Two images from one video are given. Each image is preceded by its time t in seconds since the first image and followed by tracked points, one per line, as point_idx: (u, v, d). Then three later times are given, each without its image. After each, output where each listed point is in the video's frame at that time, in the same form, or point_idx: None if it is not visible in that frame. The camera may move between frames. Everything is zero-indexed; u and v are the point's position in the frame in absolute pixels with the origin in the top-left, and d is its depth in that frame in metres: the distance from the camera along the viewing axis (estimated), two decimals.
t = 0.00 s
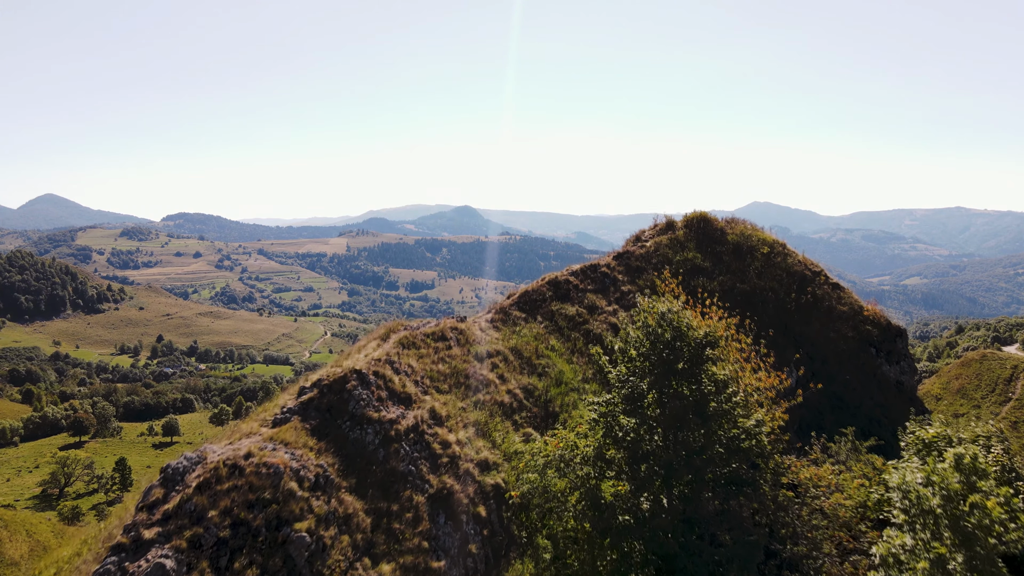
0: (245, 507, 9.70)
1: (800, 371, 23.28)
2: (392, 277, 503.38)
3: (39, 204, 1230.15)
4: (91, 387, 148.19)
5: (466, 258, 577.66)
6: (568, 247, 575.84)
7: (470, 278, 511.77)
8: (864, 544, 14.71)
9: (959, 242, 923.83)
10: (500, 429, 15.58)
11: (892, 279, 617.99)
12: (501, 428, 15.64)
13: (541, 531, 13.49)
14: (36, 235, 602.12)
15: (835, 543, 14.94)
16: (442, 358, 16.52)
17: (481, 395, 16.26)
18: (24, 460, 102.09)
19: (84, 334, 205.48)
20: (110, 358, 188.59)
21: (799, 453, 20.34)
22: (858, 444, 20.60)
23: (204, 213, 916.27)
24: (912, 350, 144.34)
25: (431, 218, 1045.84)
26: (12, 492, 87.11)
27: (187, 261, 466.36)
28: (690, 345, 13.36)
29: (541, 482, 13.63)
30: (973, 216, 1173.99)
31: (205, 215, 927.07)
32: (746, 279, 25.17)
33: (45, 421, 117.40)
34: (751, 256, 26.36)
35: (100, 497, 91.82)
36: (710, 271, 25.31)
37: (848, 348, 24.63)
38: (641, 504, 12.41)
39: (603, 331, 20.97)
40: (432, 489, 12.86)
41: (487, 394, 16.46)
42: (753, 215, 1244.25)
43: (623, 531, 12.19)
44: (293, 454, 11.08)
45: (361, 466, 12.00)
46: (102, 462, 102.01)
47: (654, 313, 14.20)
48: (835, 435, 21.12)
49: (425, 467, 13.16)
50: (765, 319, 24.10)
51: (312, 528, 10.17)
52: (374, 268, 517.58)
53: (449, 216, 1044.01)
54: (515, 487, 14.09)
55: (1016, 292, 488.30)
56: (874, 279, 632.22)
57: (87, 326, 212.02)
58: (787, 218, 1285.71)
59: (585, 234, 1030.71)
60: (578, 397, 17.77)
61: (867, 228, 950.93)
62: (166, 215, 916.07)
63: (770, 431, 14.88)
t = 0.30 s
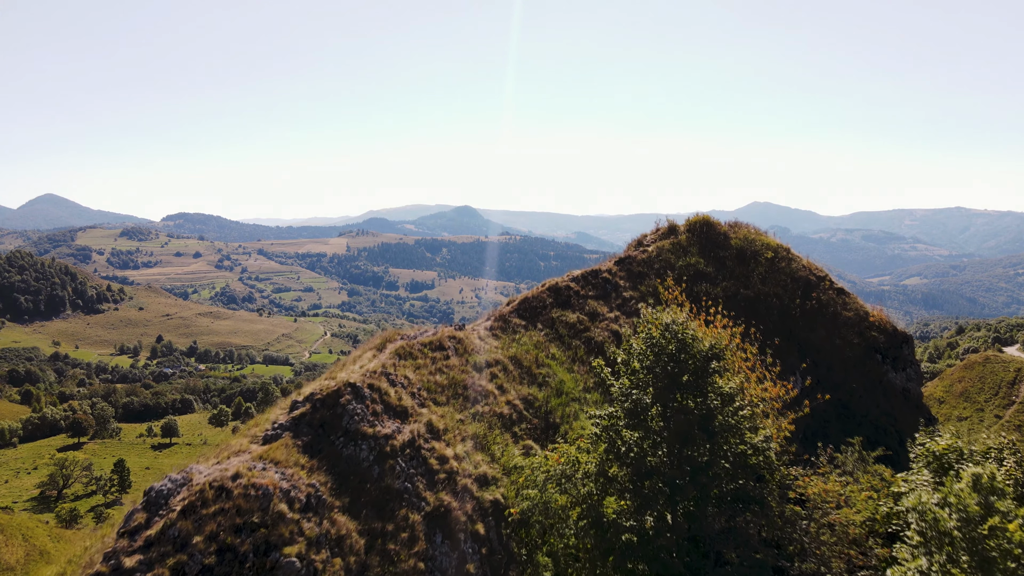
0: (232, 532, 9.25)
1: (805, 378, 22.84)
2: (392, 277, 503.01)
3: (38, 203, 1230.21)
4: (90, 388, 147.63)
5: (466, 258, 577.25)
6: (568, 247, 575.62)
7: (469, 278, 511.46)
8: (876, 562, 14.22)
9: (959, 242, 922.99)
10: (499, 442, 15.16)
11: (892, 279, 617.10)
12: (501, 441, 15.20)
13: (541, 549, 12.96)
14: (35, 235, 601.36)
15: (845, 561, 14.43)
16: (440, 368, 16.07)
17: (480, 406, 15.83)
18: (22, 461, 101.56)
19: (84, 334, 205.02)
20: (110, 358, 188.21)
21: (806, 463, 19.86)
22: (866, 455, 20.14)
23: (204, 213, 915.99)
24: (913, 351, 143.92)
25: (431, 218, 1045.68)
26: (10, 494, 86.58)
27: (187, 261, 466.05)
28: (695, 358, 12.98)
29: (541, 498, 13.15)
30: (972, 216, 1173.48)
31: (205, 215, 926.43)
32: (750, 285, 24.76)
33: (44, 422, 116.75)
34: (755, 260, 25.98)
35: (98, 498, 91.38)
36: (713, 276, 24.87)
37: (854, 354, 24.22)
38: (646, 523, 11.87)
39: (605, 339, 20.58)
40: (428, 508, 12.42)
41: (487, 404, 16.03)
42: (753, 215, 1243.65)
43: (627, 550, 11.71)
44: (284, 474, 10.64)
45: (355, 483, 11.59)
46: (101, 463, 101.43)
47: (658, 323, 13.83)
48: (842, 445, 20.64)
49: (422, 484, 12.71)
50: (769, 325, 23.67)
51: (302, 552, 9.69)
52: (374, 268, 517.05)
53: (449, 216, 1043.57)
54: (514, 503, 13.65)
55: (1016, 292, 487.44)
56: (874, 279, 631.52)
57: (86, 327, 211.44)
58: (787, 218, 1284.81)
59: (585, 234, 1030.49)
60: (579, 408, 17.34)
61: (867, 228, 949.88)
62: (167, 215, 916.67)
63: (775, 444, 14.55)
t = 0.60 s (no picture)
0: (218, 559, 8.82)
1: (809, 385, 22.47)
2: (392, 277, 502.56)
3: (38, 203, 1230.35)
4: (89, 388, 147.01)
5: (466, 258, 576.66)
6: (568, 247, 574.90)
7: (469, 279, 511.05)
8: None
9: (959, 242, 922.82)
10: (498, 454, 14.73)
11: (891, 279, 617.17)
12: (499, 455, 14.77)
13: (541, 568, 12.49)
14: (36, 235, 601.31)
15: None
16: (437, 379, 15.60)
17: (480, 418, 15.43)
18: (21, 462, 101.10)
19: (83, 334, 204.50)
20: (109, 359, 187.69)
21: (813, 474, 19.37)
22: (874, 465, 19.65)
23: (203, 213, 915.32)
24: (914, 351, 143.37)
25: (431, 219, 1045.38)
26: (8, 496, 86.11)
27: (187, 261, 465.50)
28: (700, 372, 12.53)
29: (541, 514, 12.65)
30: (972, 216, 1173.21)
31: (205, 215, 925.48)
32: (755, 291, 24.29)
33: (43, 423, 116.39)
34: (759, 265, 25.53)
35: (97, 500, 90.13)
36: (716, 282, 24.44)
37: (860, 361, 23.76)
38: (650, 543, 11.36)
39: (606, 347, 20.17)
40: (424, 527, 11.87)
41: (486, 417, 15.59)
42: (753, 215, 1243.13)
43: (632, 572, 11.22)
44: (273, 495, 10.18)
45: (348, 502, 11.09)
46: (100, 465, 100.96)
47: (664, 336, 13.43)
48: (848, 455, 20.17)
49: (418, 502, 12.18)
50: (773, 331, 23.22)
51: None
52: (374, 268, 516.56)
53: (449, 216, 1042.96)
54: (513, 520, 13.11)
55: (1016, 292, 487.38)
56: (874, 279, 631.37)
57: (86, 327, 211.04)
58: (787, 217, 1284.51)
59: (585, 234, 1030.52)
60: (582, 419, 16.91)
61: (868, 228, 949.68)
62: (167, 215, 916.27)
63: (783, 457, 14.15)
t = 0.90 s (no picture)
0: None
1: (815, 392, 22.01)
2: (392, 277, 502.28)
3: (38, 203, 1231.16)
4: (88, 389, 146.62)
5: (466, 258, 576.14)
6: (567, 247, 574.52)
7: (469, 279, 510.52)
8: None
9: (959, 242, 922.12)
10: (497, 469, 14.30)
11: (892, 279, 616.69)
12: (499, 468, 14.34)
13: None
14: (36, 235, 601.01)
15: None
16: (435, 391, 15.14)
17: (478, 430, 14.98)
18: (19, 464, 100.69)
19: (83, 335, 204.18)
20: (109, 359, 187.40)
21: (819, 485, 18.88)
22: (882, 476, 19.13)
23: (203, 213, 915.27)
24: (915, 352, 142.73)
25: (431, 219, 1045.41)
26: (6, 498, 85.75)
27: (187, 261, 465.24)
28: (706, 385, 12.12)
29: (542, 533, 12.15)
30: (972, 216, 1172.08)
31: (205, 215, 925.08)
32: (758, 296, 23.91)
33: (43, 424, 116.04)
34: (762, 270, 25.11)
35: (95, 502, 89.25)
36: (720, 287, 24.02)
37: (866, 366, 23.33)
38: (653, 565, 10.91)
39: (608, 354, 19.76)
40: (420, 547, 11.37)
41: (484, 428, 15.16)
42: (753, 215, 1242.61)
43: None
44: (262, 517, 9.73)
45: (338, 522, 10.63)
46: (98, 467, 100.46)
47: (668, 347, 12.98)
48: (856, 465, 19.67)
49: (414, 520, 11.73)
50: (777, 338, 22.84)
51: None
52: (374, 268, 516.13)
53: (449, 216, 1042.96)
54: (513, 537, 12.59)
55: (1016, 292, 486.75)
56: (874, 279, 630.36)
57: (86, 327, 210.72)
58: (787, 217, 1284.72)
59: (585, 234, 1030.47)
60: (583, 429, 16.48)
61: (868, 228, 948.76)
62: (166, 215, 916.30)
63: (790, 471, 13.76)
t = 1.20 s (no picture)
0: None
1: (819, 399, 21.57)
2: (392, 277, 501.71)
3: (38, 204, 1231.41)
4: (87, 389, 145.89)
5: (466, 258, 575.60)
6: (568, 247, 574.47)
7: (469, 279, 509.92)
8: None
9: (959, 242, 921.55)
10: (495, 483, 13.85)
11: (891, 279, 616.28)
12: (497, 482, 13.88)
13: None
14: (36, 235, 600.37)
15: None
16: (431, 402, 14.73)
17: (477, 442, 14.54)
18: (18, 465, 100.25)
19: (83, 335, 203.58)
20: (108, 359, 186.76)
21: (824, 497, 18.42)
22: (889, 486, 18.69)
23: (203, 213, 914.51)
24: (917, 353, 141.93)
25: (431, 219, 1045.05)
26: (4, 499, 85.33)
27: (187, 261, 464.60)
28: (712, 398, 11.72)
29: (542, 551, 11.67)
30: (972, 216, 1170.79)
31: (204, 215, 924.08)
32: (762, 301, 23.50)
33: (42, 424, 115.71)
34: (766, 274, 24.68)
35: (93, 504, 88.39)
36: (723, 292, 23.57)
37: (872, 373, 22.89)
38: None
39: (609, 362, 19.34)
40: (414, 568, 10.90)
41: (483, 440, 14.72)
42: (753, 215, 1241.83)
43: None
44: (248, 541, 9.30)
45: (329, 543, 10.17)
46: (97, 468, 100.05)
47: (674, 359, 12.53)
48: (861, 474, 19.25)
49: (409, 540, 11.27)
50: (781, 344, 22.40)
51: None
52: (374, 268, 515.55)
53: (449, 216, 1042.18)
54: (511, 554, 12.11)
55: (1016, 292, 486.00)
56: (874, 279, 629.62)
57: (86, 327, 210.14)
58: (787, 217, 1284.55)
59: (585, 234, 1030.26)
60: (585, 440, 16.08)
61: (868, 228, 947.75)
62: (166, 215, 915.68)
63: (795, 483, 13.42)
